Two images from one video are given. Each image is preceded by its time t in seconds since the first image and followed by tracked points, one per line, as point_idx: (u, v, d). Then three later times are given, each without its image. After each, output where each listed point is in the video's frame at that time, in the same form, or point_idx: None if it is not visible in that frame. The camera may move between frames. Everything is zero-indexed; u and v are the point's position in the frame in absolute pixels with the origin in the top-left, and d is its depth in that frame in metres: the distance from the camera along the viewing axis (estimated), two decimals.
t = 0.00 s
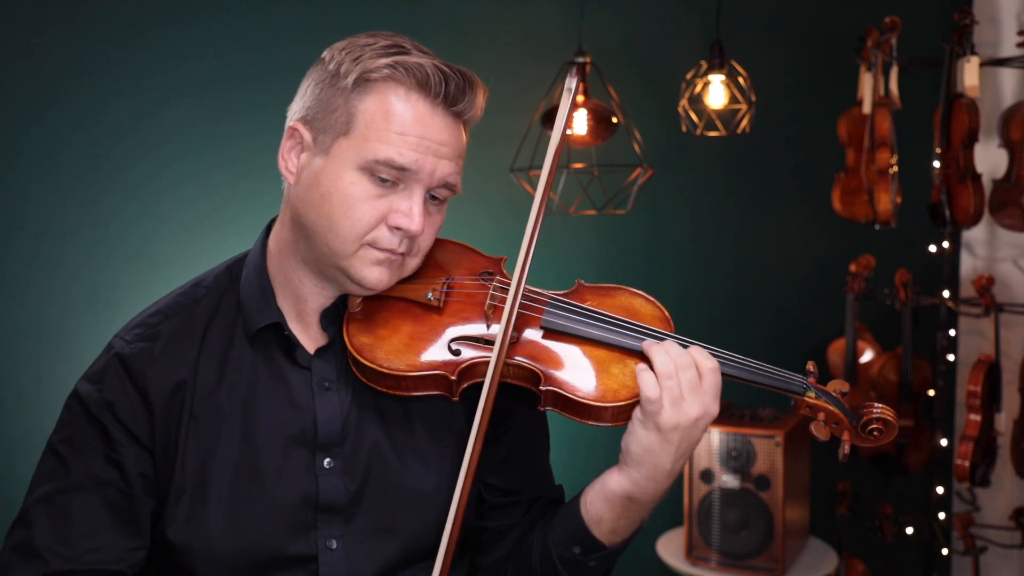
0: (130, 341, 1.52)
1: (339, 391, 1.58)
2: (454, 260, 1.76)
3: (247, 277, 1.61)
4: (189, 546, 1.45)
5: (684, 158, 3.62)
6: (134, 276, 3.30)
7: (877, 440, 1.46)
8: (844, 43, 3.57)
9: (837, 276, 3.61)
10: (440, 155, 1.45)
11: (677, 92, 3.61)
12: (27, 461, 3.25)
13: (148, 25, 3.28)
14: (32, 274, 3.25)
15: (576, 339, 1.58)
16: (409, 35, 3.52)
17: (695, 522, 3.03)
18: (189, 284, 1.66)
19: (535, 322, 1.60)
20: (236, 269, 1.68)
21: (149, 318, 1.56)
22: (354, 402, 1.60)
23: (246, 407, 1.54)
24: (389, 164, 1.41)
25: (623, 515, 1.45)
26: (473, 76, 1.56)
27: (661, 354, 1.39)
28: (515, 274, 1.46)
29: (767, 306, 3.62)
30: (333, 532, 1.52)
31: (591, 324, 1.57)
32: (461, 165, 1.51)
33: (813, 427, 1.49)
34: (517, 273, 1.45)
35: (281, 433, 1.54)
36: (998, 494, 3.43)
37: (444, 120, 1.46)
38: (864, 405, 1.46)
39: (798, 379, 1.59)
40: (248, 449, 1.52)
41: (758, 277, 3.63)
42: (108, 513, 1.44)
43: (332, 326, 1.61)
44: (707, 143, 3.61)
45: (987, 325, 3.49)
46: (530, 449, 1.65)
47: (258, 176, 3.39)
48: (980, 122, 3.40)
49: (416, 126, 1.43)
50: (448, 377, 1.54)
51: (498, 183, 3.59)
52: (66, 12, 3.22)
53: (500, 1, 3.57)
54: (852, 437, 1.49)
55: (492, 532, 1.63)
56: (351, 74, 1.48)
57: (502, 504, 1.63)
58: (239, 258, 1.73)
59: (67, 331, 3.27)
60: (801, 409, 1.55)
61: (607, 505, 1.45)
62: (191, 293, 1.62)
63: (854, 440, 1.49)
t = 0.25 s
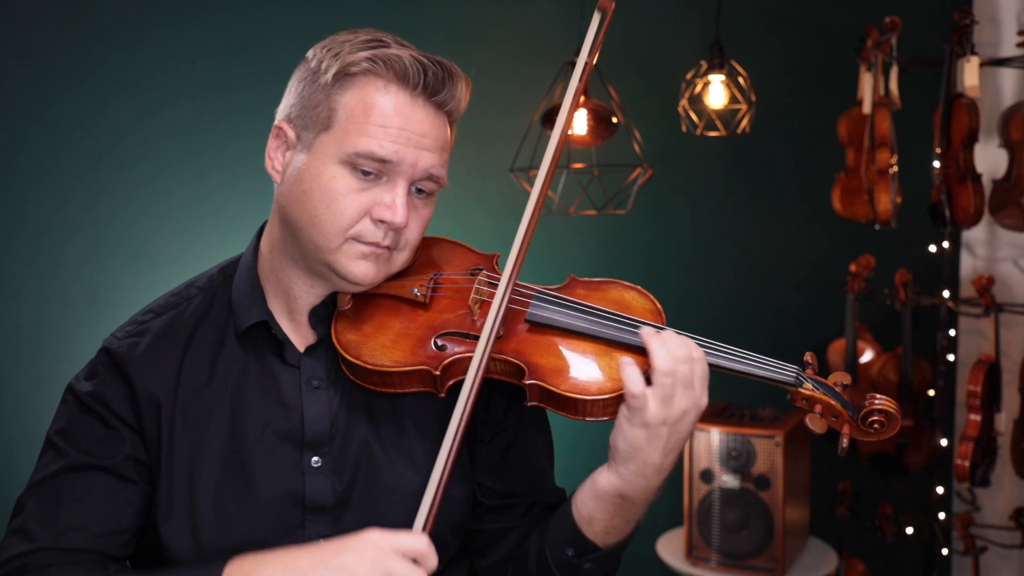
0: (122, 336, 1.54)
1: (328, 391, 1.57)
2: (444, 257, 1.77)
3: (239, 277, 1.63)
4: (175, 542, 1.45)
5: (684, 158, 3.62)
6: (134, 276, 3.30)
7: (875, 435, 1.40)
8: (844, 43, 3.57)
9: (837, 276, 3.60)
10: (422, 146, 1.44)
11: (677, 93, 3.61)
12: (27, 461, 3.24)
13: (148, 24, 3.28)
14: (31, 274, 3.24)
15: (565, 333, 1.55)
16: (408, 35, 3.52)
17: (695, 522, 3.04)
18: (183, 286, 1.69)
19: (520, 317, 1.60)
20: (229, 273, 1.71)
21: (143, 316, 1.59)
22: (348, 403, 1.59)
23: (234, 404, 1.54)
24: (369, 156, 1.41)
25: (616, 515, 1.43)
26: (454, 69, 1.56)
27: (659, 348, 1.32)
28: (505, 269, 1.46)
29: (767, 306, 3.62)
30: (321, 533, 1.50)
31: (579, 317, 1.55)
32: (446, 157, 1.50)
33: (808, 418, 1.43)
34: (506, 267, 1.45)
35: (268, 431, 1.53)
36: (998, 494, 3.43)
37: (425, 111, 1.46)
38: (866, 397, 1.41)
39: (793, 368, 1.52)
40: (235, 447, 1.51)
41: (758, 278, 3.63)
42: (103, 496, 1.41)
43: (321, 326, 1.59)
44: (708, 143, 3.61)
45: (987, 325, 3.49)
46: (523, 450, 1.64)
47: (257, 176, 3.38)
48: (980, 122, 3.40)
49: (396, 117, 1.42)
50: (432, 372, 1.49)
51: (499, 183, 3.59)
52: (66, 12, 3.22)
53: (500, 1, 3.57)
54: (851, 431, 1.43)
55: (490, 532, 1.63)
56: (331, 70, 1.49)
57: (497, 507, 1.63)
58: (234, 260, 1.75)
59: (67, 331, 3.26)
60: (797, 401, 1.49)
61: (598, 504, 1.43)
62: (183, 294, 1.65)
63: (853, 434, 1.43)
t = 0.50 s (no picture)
0: (119, 330, 1.56)
1: (320, 390, 1.58)
2: (438, 255, 1.76)
3: (235, 276, 1.63)
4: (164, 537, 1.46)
5: (684, 158, 3.62)
6: (134, 276, 3.30)
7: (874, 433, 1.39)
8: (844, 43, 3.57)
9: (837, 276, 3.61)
10: (406, 145, 1.44)
11: (677, 92, 3.61)
12: (27, 461, 3.25)
13: (148, 25, 3.29)
14: (32, 274, 3.25)
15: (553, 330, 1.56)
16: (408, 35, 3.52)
17: (695, 522, 3.04)
18: (180, 285, 1.69)
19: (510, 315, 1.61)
20: (224, 272, 1.71)
21: (141, 313, 1.61)
22: (344, 404, 1.60)
23: (227, 402, 1.55)
24: (352, 155, 1.41)
25: (622, 521, 1.44)
26: (444, 68, 1.56)
27: (660, 351, 1.34)
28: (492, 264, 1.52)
29: (767, 306, 3.62)
30: (311, 532, 1.50)
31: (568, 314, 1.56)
32: (435, 156, 1.49)
33: (804, 418, 1.43)
34: (493, 267, 1.49)
35: (260, 431, 1.55)
36: (998, 494, 3.43)
37: (411, 110, 1.46)
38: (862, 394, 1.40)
39: (788, 365, 1.52)
40: (228, 446, 1.53)
41: (759, 278, 3.63)
42: (110, 469, 1.44)
43: (313, 325, 1.60)
44: (708, 143, 3.61)
45: (987, 325, 3.49)
46: (518, 450, 1.63)
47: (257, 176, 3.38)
48: (980, 122, 3.40)
49: (380, 116, 1.43)
50: (419, 371, 1.49)
51: (499, 184, 3.59)
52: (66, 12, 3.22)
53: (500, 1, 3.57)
54: (849, 429, 1.43)
55: (490, 532, 1.62)
56: (316, 69, 1.50)
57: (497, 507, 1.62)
58: (232, 260, 1.76)
59: (67, 331, 3.27)
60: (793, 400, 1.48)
61: (603, 510, 1.43)
62: (180, 293, 1.65)
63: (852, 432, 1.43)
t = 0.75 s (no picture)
0: (128, 319, 1.56)
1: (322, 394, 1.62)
2: (441, 260, 1.75)
3: (237, 275, 1.64)
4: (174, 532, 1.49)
5: (684, 158, 3.62)
6: (134, 277, 3.30)
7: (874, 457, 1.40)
8: (844, 44, 3.58)
9: (836, 276, 3.61)
10: (408, 156, 1.42)
11: (677, 92, 3.61)
12: (27, 462, 3.25)
13: (148, 25, 3.28)
14: (31, 274, 3.25)
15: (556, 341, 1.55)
16: (409, 35, 3.52)
17: (695, 522, 3.04)
18: (184, 280, 1.70)
19: (512, 325, 1.60)
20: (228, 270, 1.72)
21: (145, 304, 1.60)
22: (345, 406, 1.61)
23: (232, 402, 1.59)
24: (354, 168, 1.40)
25: (594, 520, 1.43)
26: (443, 71, 1.54)
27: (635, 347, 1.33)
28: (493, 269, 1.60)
29: (766, 306, 3.62)
30: (310, 535, 1.53)
31: (572, 324, 1.54)
32: (437, 162, 1.48)
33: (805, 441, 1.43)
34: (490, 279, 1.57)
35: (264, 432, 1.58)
36: (998, 494, 3.43)
37: (413, 118, 1.44)
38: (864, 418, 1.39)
39: (791, 387, 1.49)
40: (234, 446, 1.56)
41: (758, 278, 3.63)
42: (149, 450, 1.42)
43: (314, 329, 1.62)
44: (708, 143, 3.61)
45: (987, 325, 3.49)
46: (513, 453, 1.64)
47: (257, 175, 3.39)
48: (980, 122, 3.40)
49: (381, 126, 1.41)
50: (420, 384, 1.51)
51: (499, 184, 3.59)
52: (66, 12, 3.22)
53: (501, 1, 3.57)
54: (849, 451, 1.44)
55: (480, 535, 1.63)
56: (315, 76, 1.49)
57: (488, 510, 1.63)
58: (232, 257, 1.77)
59: (67, 331, 3.27)
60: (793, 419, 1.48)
61: (577, 508, 1.44)
62: (186, 289, 1.67)
63: (852, 454, 1.44)
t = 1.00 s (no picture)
0: (125, 328, 1.57)
1: (330, 403, 1.60)
2: (451, 272, 1.75)
3: (241, 283, 1.64)
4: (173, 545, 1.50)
5: (684, 157, 3.62)
6: (134, 277, 3.30)
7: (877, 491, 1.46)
8: (844, 43, 3.59)
9: (837, 276, 3.61)
10: (430, 183, 1.42)
11: (677, 92, 3.61)
12: (26, 462, 3.24)
13: (148, 25, 3.28)
14: (31, 274, 3.24)
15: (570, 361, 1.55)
16: (408, 35, 3.52)
17: (695, 522, 3.04)
18: (185, 283, 1.70)
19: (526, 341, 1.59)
20: (231, 273, 1.71)
21: (144, 310, 1.61)
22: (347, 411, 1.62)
23: (237, 410, 1.58)
24: (375, 195, 1.40)
25: (607, 549, 1.45)
26: (467, 94, 1.52)
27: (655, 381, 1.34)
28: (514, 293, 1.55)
29: (767, 306, 3.62)
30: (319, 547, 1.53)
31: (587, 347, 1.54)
32: (455, 186, 1.48)
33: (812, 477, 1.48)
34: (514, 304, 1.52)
35: (270, 440, 1.58)
36: (998, 494, 3.43)
37: (436, 146, 1.43)
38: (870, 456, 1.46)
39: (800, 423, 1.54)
40: (239, 454, 1.56)
41: (758, 278, 3.63)
42: (123, 478, 1.46)
43: (323, 340, 1.60)
44: (707, 142, 3.61)
45: (987, 325, 3.49)
46: (518, 462, 1.66)
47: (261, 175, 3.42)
48: (980, 122, 3.40)
49: (405, 154, 1.40)
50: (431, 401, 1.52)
51: (499, 183, 3.59)
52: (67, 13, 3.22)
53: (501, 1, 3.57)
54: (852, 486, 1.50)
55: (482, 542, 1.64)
56: (339, 95, 1.46)
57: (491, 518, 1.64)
58: (236, 259, 1.75)
59: (66, 332, 3.27)
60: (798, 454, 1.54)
61: (591, 535, 1.46)
62: (186, 295, 1.66)
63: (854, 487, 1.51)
